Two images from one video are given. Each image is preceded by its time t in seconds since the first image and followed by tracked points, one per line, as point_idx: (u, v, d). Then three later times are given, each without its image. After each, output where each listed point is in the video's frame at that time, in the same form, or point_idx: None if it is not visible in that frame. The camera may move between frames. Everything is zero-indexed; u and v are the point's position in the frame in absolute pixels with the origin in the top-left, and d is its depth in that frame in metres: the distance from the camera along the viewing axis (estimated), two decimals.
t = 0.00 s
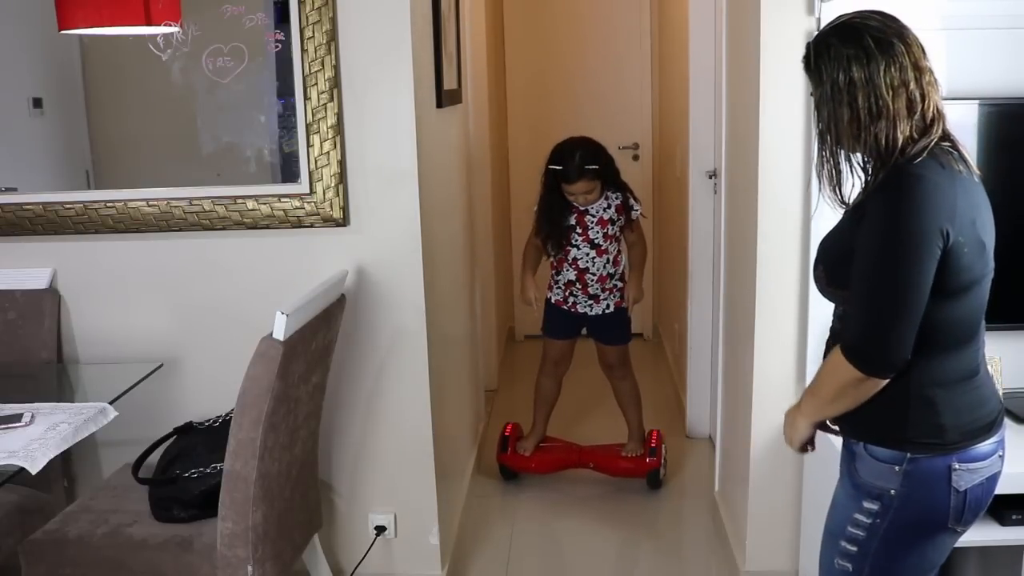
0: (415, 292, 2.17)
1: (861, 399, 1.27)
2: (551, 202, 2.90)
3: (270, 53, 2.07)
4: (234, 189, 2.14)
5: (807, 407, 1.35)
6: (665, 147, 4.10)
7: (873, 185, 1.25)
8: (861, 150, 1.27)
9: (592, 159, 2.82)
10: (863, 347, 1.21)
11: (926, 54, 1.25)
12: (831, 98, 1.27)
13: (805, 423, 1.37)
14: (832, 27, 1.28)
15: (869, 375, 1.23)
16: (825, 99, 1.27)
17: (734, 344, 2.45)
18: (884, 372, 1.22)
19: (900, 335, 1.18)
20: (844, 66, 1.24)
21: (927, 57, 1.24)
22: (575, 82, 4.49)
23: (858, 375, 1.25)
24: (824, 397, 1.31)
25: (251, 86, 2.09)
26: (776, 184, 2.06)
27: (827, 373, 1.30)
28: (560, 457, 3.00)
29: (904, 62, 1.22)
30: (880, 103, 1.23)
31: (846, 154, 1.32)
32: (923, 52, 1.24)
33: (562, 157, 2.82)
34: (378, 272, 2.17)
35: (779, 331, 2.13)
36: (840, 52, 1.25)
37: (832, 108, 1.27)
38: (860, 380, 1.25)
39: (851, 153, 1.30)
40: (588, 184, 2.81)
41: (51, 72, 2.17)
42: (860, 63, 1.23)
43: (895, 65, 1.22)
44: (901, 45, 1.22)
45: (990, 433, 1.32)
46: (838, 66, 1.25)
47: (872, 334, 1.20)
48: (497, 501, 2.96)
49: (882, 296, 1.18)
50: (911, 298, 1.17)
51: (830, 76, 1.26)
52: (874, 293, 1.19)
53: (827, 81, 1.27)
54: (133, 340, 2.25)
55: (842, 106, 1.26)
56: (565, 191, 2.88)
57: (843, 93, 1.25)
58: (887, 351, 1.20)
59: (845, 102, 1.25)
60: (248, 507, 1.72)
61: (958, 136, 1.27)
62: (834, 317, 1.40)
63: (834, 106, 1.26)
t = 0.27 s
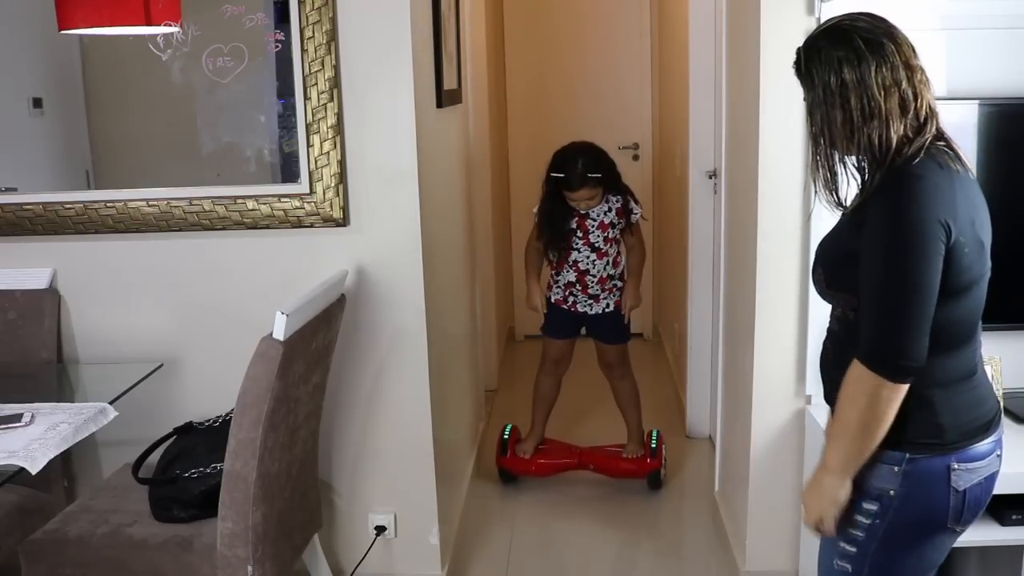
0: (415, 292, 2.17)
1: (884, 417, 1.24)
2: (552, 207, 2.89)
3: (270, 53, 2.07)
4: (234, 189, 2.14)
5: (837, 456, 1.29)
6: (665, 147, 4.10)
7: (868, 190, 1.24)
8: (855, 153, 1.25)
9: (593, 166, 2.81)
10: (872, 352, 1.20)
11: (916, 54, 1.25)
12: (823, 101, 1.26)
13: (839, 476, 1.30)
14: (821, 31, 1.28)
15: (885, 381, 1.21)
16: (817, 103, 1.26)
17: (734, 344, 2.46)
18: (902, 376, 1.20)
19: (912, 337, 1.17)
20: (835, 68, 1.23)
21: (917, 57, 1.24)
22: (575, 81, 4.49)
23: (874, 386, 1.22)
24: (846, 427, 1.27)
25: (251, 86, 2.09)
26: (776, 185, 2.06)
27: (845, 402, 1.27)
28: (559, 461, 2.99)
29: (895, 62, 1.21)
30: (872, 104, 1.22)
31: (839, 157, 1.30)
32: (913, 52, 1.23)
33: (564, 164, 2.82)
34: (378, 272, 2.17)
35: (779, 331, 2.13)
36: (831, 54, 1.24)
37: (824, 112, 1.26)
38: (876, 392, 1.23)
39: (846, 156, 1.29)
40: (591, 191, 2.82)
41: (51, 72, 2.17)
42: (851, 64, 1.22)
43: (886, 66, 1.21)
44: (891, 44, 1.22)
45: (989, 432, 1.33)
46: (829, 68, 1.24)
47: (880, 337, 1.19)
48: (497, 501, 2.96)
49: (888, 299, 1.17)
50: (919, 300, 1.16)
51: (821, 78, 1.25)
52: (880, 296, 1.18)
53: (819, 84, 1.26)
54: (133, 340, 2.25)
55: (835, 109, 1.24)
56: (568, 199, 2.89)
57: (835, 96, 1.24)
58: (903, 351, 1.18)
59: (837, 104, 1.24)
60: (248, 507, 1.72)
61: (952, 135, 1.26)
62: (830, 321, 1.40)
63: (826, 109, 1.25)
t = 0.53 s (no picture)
0: (415, 292, 2.17)
1: (903, 420, 1.21)
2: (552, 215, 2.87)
3: (270, 53, 2.07)
4: (234, 189, 2.14)
5: (857, 468, 1.26)
6: (665, 147, 4.10)
7: (868, 193, 1.23)
8: (855, 156, 1.25)
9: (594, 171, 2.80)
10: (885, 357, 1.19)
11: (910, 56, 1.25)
12: (819, 107, 1.25)
13: (860, 490, 1.26)
14: (812, 38, 1.28)
15: (905, 381, 1.19)
16: (813, 108, 1.26)
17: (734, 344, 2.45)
18: (919, 377, 1.18)
19: (923, 338, 1.16)
20: (829, 73, 1.23)
21: (911, 59, 1.24)
22: (575, 82, 4.49)
23: (894, 389, 1.20)
24: (865, 435, 1.24)
25: (251, 86, 2.10)
26: (776, 185, 2.06)
27: (863, 407, 1.23)
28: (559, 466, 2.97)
29: (890, 64, 1.21)
30: (869, 107, 1.22)
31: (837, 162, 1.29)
32: (907, 54, 1.24)
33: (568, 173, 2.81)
34: (378, 272, 2.17)
35: (778, 330, 2.13)
36: (825, 60, 1.24)
37: (820, 117, 1.26)
38: (896, 394, 1.20)
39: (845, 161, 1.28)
40: (591, 197, 2.81)
41: (51, 72, 2.17)
42: (846, 68, 1.22)
43: (881, 68, 1.21)
44: (885, 47, 1.22)
45: (990, 433, 1.33)
46: (824, 73, 1.24)
47: (891, 339, 1.18)
48: (498, 502, 2.96)
49: (896, 300, 1.16)
50: (929, 301, 1.15)
51: (816, 84, 1.25)
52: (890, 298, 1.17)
53: (814, 90, 1.26)
54: (132, 339, 2.25)
55: (831, 113, 1.24)
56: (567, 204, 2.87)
57: (831, 101, 1.24)
58: (917, 352, 1.17)
59: (833, 108, 1.24)
60: (248, 507, 1.72)
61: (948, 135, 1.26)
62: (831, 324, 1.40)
63: (822, 114, 1.25)
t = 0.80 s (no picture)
0: (415, 292, 2.17)
1: (891, 420, 1.23)
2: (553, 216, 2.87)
3: (270, 53, 2.07)
4: (234, 189, 2.14)
5: (841, 453, 1.28)
6: (665, 147, 4.10)
7: (871, 194, 1.23)
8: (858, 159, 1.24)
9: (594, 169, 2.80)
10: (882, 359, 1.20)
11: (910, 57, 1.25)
12: (820, 111, 1.25)
13: (841, 474, 1.29)
14: (811, 41, 1.27)
15: (897, 386, 1.20)
16: (813, 112, 1.25)
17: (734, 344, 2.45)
18: (912, 380, 1.19)
19: (923, 341, 1.17)
20: (830, 76, 1.23)
21: (911, 59, 1.24)
22: (575, 82, 4.49)
23: (885, 389, 1.21)
24: (854, 426, 1.26)
25: (251, 86, 2.09)
26: (776, 185, 2.06)
27: (854, 400, 1.25)
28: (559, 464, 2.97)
29: (892, 65, 1.21)
30: (871, 109, 1.21)
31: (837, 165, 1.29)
32: (907, 55, 1.23)
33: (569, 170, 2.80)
34: (378, 272, 2.17)
35: (779, 330, 2.13)
36: (826, 63, 1.23)
37: (821, 120, 1.25)
38: (887, 395, 1.22)
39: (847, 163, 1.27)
40: (592, 195, 2.81)
41: (51, 72, 2.17)
42: (847, 71, 1.22)
43: (883, 70, 1.21)
44: (885, 49, 1.22)
45: (992, 433, 1.33)
46: (825, 77, 1.23)
47: (892, 340, 1.18)
48: (498, 501, 2.96)
49: (898, 302, 1.17)
50: (929, 303, 1.16)
51: (817, 89, 1.24)
52: (891, 300, 1.17)
53: (814, 94, 1.25)
54: (132, 339, 2.25)
55: (833, 116, 1.24)
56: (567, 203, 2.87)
57: (832, 105, 1.23)
58: (911, 356, 1.18)
59: (835, 111, 1.23)
60: (248, 507, 1.72)
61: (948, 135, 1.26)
62: (834, 324, 1.40)
63: (824, 118, 1.24)
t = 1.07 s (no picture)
0: (415, 292, 2.17)
1: (894, 420, 1.24)
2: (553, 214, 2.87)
3: (270, 53, 2.07)
4: (234, 189, 2.14)
5: (844, 454, 1.29)
6: (665, 147, 4.10)
7: (876, 195, 1.23)
8: (862, 160, 1.24)
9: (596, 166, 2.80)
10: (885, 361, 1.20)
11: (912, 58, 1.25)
12: (823, 112, 1.24)
13: (844, 474, 1.30)
14: (813, 43, 1.27)
15: (900, 387, 1.20)
16: (817, 114, 1.25)
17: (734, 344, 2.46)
18: (915, 381, 1.20)
19: (926, 342, 1.17)
20: (834, 78, 1.23)
21: (914, 60, 1.24)
22: (575, 82, 4.49)
23: (888, 390, 1.22)
24: (856, 426, 1.27)
25: (251, 86, 2.09)
26: (776, 185, 2.06)
27: (857, 400, 1.26)
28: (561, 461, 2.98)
29: (895, 66, 1.21)
30: (875, 110, 1.21)
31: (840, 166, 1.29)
32: (910, 56, 1.23)
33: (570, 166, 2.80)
34: (378, 272, 2.17)
35: (779, 330, 2.13)
36: (829, 65, 1.23)
37: (825, 122, 1.25)
38: (889, 396, 1.22)
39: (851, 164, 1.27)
40: (594, 192, 2.81)
41: (51, 72, 2.17)
42: (851, 72, 1.22)
43: (887, 71, 1.21)
44: (888, 49, 1.22)
45: (994, 433, 1.33)
46: (828, 79, 1.23)
47: (896, 340, 1.18)
48: (498, 501, 2.96)
49: (903, 302, 1.17)
50: (933, 304, 1.16)
51: (820, 91, 1.24)
52: (896, 300, 1.17)
53: (817, 96, 1.25)
54: (132, 339, 2.25)
55: (837, 118, 1.23)
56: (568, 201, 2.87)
57: (836, 106, 1.23)
58: (913, 358, 1.18)
59: (839, 112, 1.23)
60: (248, 507, 1.72)
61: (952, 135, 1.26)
62: (838, 323, 1.40)
63: (828, 119, 1.24)
